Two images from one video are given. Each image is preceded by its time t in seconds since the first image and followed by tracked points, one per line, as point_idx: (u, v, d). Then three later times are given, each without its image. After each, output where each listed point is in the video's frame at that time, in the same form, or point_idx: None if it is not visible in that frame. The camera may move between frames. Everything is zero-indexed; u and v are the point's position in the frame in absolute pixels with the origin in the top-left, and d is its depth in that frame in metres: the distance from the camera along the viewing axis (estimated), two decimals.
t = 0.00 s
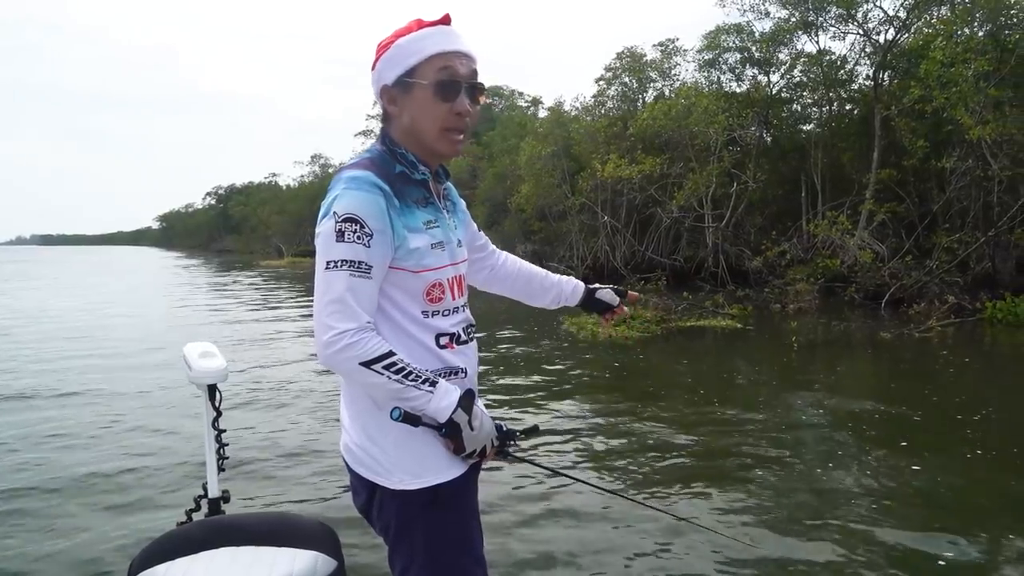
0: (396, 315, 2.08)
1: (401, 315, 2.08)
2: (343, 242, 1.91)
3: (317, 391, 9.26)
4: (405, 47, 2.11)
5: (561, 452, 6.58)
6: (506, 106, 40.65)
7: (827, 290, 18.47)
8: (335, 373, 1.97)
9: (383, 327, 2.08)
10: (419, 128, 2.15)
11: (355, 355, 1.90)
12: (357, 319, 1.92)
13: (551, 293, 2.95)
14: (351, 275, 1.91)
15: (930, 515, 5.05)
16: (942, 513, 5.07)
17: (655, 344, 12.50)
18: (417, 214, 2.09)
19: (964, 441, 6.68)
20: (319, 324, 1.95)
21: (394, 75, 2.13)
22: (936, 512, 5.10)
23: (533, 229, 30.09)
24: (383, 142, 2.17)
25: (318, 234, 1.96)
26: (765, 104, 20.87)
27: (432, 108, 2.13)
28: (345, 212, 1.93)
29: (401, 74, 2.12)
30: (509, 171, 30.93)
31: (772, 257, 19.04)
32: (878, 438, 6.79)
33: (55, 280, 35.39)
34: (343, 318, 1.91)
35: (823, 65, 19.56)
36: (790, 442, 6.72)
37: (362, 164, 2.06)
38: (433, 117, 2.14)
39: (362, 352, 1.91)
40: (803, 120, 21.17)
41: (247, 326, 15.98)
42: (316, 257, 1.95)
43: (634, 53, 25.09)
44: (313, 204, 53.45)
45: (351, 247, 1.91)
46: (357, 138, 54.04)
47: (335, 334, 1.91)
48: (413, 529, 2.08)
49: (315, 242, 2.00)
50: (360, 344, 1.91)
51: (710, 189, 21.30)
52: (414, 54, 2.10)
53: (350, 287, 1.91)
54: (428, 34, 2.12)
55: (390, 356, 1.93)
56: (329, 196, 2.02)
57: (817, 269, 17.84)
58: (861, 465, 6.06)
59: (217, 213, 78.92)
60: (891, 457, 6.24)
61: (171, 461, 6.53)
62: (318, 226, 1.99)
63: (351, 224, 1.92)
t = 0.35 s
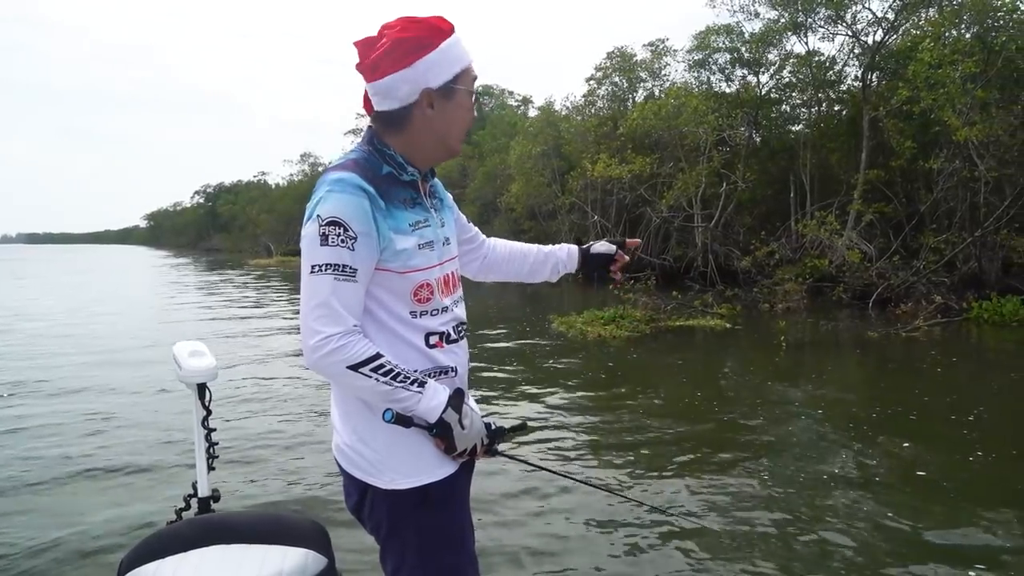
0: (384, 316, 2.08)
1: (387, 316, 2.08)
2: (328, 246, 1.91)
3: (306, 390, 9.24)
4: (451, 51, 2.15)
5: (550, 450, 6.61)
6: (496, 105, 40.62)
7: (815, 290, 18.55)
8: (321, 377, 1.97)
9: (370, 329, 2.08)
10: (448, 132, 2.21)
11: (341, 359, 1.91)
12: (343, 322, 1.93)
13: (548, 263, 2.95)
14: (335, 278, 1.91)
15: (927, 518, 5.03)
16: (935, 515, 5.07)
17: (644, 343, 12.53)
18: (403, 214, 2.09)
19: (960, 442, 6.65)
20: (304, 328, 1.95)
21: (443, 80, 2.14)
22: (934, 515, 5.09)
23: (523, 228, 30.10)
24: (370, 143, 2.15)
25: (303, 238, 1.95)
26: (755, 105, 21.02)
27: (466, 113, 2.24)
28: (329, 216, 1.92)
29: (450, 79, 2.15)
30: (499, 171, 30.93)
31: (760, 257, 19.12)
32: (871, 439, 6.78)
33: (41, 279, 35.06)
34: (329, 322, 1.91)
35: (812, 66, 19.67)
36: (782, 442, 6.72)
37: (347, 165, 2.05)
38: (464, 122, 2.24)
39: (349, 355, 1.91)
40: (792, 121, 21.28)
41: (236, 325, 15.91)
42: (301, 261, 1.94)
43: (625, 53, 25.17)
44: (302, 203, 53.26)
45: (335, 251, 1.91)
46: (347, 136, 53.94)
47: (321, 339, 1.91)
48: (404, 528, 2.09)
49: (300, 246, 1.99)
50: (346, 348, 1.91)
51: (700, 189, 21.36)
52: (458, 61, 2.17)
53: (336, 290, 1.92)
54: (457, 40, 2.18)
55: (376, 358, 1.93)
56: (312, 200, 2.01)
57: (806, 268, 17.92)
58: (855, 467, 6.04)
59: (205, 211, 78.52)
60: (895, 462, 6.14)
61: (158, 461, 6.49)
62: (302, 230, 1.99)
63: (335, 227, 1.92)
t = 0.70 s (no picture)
0: (368, 310, 2.08)
1: (372, 309, 2.08)
2: (323, 239, 1.90)
3: (272, 384, 9.14)
4: (428, 46, 2.17)
5: (520, 440, 6.64)
6: (462, 98, 40.49)
7: (779, 282, 18.80)
8: (314, 369, 1.96)
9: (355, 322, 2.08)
10: (423, 128, 2.24)
11: (338, 351, 1.91)
12: (338, 315, 1.93)
13: (512, 220, 3.17)
14: (332, 271, 1.91)
15: (900, 508, 5.06)
16: (901, 503, 5.15)
17: (611, 336, 12.62)
18: (386, 207, 2.09)
19: (927, 432, 6.73)
20: (296, 319, 1.94)
21: (419, 73, 2.16)
22: (908, 504, 5.12)
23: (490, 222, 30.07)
24: (351, 134, 2.15)
25: (295, 230, 1.93)
26: (720, 99, 21.21)
27: (443, 111, 2.27)
28: (325, 208, 1.92)
29: (426, 73, 2.17)
30: (466, 164, 30.83)
31: (725, 250, 19.32)
32: (840, 429, 6.83)
33: None
34: (324, 315, 1.91)
35: (776, 61, 19.93)
36: (750, 432, 6.77)
37: (333, 156, 2.04)
38: (440, 120, 2.27)
39: (344, 347, 1.92)
40: (755, 115, 21.55)
41: (199, 320, 15.66)
42: (294, 253, 1.92)
43: (591, 47, 25.28)
44: (266, 196, 52.61)
45: (331, 243, 1.90)
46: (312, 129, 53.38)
47: (317, 332, 1.91)
48: (385, 519, 2.09)
49: (288, 238, 1.97)
50: (341, 340, 1.92)
51: (666, 182, 21.51)
52: (437, 58, 2.20)
53: (332, 283, 1.91)
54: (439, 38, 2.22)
55: (372, 350, 1.95)
56: (300, 191, 1.99)
57: (769, 261, 18.15)
58: (825, 456, 6.08)
59: (166, 205, 77.18)
60: (872, 454, 6.14)
61: (122, 459, 6.38)
62: (293, 221, 1.96)
63: (331, 220, 1.91)
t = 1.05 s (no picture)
0: (331, 312, 2.08)
1: (336, 311, 2.09)
2: (282, 240, 1.91)
3: (244, 386, 9.06)
4: (383, 52, 2.16)
5: (494, 439, 6.65)
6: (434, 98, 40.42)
7: (748, 280, 19.03)
8: (275, 370, 1.97)
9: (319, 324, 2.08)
10: (380, 135, 2.25)
11: (297, 352, 1.92)
12: (298, 316, 1.93)
13: (479, 275, 2.92)
14: (290, 272, 1.91)
15: (876, 504, 5.08)
16: (870, 494, 5.25)
17: (584, 335, 12.69)
18: (351, 211, 2.09)
19: (905, 429, 6.75)
20: (255, 321, 1.94)
21: (368, 79, 2.17)
22: (885, 501, 5.13)
23: (462, 222, 30.05)
24: (320, 137, 2.20)
25: (254, 233, 1.94)
26: (689, 99, 21.42)
27: (400, 120, 2.25)
28: (283, 211, 1.92)
29: (377, 79, 2.17)
30: (438, 164, 30.78)
31: (696, 249, 19.49)
32: (820, 427, 6.83)
33: None
34: (283, 315, 1.91)
35: (744, 63, 20.23)
36: (722, 428, 6.84)
37: (299, 160, 2.05)
38: (398, 129, 2.26)
39: (303, 349, 1.92)
40: (724, 115, 21.81)
41: (168, 323, 15.45)
42: (253, 256, 1.93)
43: (562, 48, 25.42)
44: (236, 197, 52.07)
45: (290, 245, 1.91)
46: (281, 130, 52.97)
47: (276, 333, 1.91)
48: (356, 518, 2.10)
49: (249, 241, 1.98)
50: (299, 341, 1.92)
51: (637, 181, 21.66)
52: (391, 65, 2.17)
53: (291, 285, 1.92)
54: (403, 46, 2.20)
55: (331, 350, 1.95)
56: (262, 194, 2.00)
57: (738, 260, 18.36)
58: (802, 454, 6.09)
59: (133, 207, 76.08)
60: (859, 453, 6.10)
61: (91, 464, 6.28)
62: (253, 223, 1.97)
63: (289, 221, 1.92)
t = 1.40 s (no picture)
0: (277, 316, 2.27)
1: (284, 314, 2.27)
2: (216, 248, 2.09)
3: (216, 385, 8.98)
4: (348, 68, 2.25)
5: (468, 438, 6.68)
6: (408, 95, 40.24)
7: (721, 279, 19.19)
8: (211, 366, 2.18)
9: (265, 326, 2.28)
10: (349, 147, 2.32)
11: (224, 354, 2.11)
12: (228, 321, 2.13)
13: (468, 288, 2.86)
14: (221, 280, 2.10)
15: (845, 502, 5.18)
16: (836, 491, 5.36)
17: (558, 333, 12.74)
18: (301, 220, 2.24)
19: (885, 428, 6.76)
20: (196, 321, 2.16)
21: (333, 93, 2.26)
22: (857, 500, 5.21)
23: (436, 220, 29.95)
24: (289, 144, 2.33)
25: (198, 237, 2.14)
26: (663, 99, 21.57)
27: (368, 131, 2.33)
28: (219, 218, 2.10)
29: (341, 95, 2.26)
30: (412, 162, 30.65)
31: (670, 248, 19.61)
32: (800, 426, 6.81)
33: None
34: (213, 320, 2.12)
35: (717, 64, 20.46)
36: (694, 425, 6.92)
37: (254, 166, 2.21)
38: (367, 140, 2.33)
39: (230, 352, 2.12)
40: (698, 115, 21.99)
41: (137, 322, 15.23)
42: (195, 259, 2.14)
43: (536, 47, 25.45)
44: (206, 195, 51.39)
45: (222, 253, 2.09)
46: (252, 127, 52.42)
47: (206, 336, 2.12)
48: (296, 509, 2.30)
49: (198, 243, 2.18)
50: (229, 345, 2.12)
51: (611, 180, 21.75)
52: (356, 81, 2.26)
53: (222, 291, 2.11)
54: (369, 61, 2.29)
55: (260, 354, 2.14)
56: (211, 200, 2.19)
57: (711, 259, 18.50)
58: (779, 453, 6.11)
59: (101, 205, 74.77)
60: (850, 457, 6.00)
61: (60, 464, 6.19)
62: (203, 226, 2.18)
63: (224, 229, 2.09)
